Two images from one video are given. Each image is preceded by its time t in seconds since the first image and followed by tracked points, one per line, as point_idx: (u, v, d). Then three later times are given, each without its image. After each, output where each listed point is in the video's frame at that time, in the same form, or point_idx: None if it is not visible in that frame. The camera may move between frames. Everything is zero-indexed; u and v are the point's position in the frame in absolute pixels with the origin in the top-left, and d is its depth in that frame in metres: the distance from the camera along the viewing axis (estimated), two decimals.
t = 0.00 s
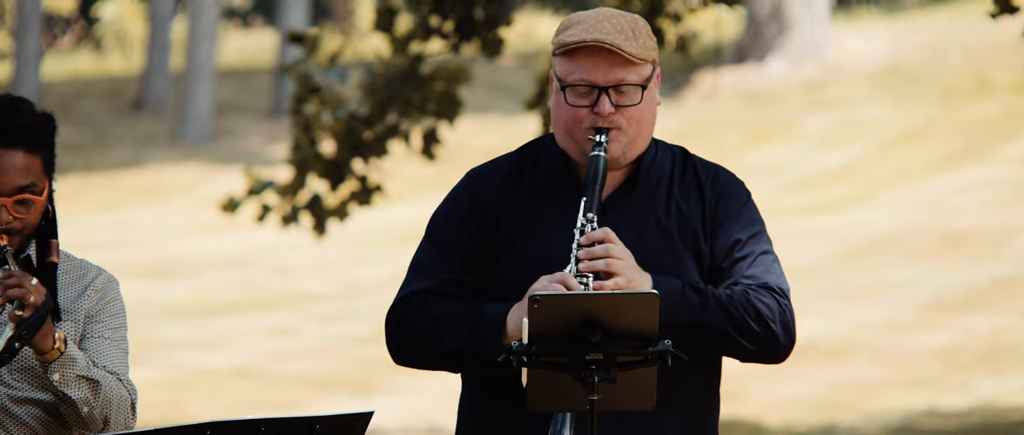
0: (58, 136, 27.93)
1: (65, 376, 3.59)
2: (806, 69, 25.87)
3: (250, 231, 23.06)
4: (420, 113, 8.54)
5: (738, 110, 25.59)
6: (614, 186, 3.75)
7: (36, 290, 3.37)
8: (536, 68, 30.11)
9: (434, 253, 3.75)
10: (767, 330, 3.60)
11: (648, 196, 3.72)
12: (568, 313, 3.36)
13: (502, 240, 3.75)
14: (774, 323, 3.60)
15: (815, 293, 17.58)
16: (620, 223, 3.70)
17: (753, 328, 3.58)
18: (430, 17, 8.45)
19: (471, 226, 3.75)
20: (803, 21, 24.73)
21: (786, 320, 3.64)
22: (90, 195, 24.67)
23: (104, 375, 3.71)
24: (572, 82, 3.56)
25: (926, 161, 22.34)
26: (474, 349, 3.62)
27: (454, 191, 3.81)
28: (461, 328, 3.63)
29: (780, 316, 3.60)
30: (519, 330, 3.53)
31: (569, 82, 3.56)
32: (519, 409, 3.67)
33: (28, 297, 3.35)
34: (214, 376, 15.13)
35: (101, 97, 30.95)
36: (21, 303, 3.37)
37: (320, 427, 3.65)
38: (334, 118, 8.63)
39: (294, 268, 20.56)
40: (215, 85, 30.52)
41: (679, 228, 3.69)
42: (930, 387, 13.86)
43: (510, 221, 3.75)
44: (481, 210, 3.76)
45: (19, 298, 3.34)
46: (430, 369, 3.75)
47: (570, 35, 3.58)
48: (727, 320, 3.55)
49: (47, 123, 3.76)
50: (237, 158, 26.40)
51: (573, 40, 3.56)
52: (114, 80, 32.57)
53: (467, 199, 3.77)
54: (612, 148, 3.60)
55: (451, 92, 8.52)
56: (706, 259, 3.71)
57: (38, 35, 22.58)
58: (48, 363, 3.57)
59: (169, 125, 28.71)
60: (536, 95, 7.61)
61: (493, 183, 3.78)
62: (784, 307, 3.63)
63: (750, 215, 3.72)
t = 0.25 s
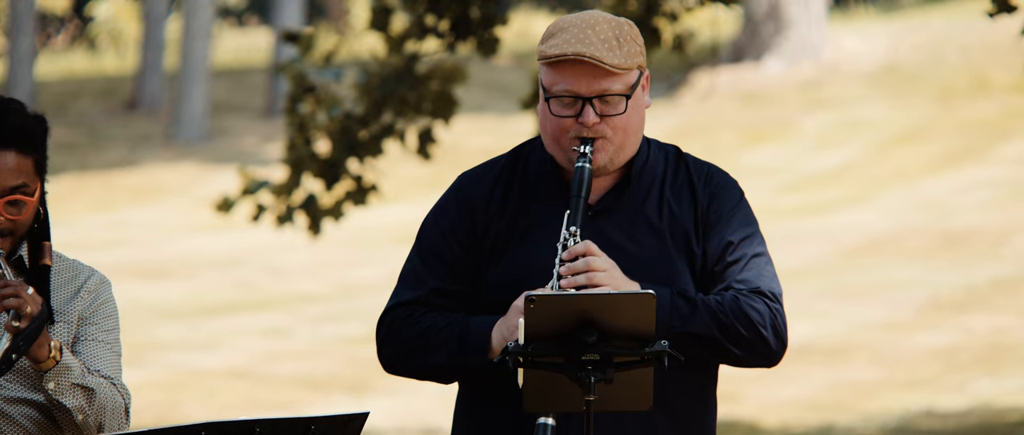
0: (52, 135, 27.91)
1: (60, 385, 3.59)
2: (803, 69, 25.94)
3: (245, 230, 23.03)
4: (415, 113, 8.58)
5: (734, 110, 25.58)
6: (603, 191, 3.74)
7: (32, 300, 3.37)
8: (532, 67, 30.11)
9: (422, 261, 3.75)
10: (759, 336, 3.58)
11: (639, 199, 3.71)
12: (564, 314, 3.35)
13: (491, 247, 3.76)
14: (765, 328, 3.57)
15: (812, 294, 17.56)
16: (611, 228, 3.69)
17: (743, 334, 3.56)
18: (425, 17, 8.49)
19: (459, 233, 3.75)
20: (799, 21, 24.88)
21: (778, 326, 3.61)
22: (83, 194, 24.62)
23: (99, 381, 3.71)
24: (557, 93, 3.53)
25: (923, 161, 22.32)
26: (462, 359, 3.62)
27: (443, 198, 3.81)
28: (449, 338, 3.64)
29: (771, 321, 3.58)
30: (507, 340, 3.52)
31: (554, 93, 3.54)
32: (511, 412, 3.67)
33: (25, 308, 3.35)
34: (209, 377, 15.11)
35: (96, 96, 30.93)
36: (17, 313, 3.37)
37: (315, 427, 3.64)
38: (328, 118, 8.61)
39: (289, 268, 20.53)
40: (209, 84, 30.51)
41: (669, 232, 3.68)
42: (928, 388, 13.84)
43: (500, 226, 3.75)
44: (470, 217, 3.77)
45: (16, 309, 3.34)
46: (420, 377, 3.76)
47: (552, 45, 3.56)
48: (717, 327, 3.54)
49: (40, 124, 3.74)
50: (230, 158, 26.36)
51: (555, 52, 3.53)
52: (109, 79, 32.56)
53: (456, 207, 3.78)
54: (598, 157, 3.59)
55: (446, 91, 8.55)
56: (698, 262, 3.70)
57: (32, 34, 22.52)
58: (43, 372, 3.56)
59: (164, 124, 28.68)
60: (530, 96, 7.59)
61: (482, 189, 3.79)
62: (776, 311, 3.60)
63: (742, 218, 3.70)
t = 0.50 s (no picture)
0: (48, 135, 27.90)
1: (56, 386, 3.57)
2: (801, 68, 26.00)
3: (242, 230, 23.01)
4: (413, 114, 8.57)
5: (732, 110, 25.57)
6: (600, 199, 3.73)
7: (27, 302, 3.35)
8: (529, 67, 30.11)
9: (417, 266, 3.74)
10: (752, 350, 3.56)
11: (636, 206, 3.70)
12: (563, 313, 3.33)
13: (487, 250, 3.74)
14: (758, 342, 3.56)
15: (811, 296, 17.54)
16: (607, 234, 3.68)
17: (735, 347, 3.54)
18: (423, 16, 8.50)
19: (455, 238, 3.74)
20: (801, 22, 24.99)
21: (772, 339, 3.60)
22: (79, 195, 24.60)
23: (95, 383, 3.69)
24: (554, 102, 3.52)
25: (922, 162, 22.30)
26: (455, 367, 3.61)
27: (440, 200, 3.80)
28: (442, 346, 3.62)
29: (765, 336, 3.56)
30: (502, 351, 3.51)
31: (552, 101, 3.52)
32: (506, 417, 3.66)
33: (19, 310, 3.33)
34: (205, 378, 15.08)
35: (92, 96, 30.93)
36: (12, 315, 3.35)
37: (312, 429, 3.62)
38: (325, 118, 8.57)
39: (286, 269, 20.50)
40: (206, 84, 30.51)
41: (666, 240, 3.67)
42: (927, 389, 13.81)
43: (496, 230, 3.73)
44: (467, 221, 3.75)
45: (10, 311, 3.32)
46: (414, 381, 3.74)
47: (550, 53, 3.55)
48: (710, 342, 3.53)
49: (33, 125, 3.72)
50: (227, 158, 26.35)
51: (553, 61, 3.52)
52: (105, 79, 32.56)
53: (453, 210, 3.77)
54: (594, 166, 3.58)
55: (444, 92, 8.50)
56: (694, 271, 3.68)
57: (28, 34, 22.40)
58: (38, 373, 3.55)
59: (160, 125, 28.66)
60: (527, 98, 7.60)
61: (480, 191, 3.77)
62: (771, 325, 3.59)
63: (739, 229, 3.69)
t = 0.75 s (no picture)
0: (44, 136, 27.90)
1: (49, 381, 3.55)
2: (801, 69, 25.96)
3: (239, 231, 23.00)
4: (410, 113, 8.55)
5: (730, 110, 25.56)
6: (600, 197, 3.72)
7: (19, 295, 3.33)
8: (527, 67, 30.12)
9: (416, 262, 3.73)
10: (750, 350, 3.55)
11: (635, 205, 3.69)
12: (559, 313, 3.31)
13: (486, 248, 3.73)
14: (757, 343, 3.55)
15: (810, 296, 17.53)
16: (606, 234, 3.67)
17: (734, 348, 3.54)
18: (421, 17, 8.55)
19: (455, 235, 3.73)
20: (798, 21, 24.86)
21: (771, 340, 3.58)
22: (76, 197, 24.61)
23: (89, 378, 3.68)
24: (554, 100, 3.51)
25: (922, 161, 22.29)
26: (453, 365, 3.60)
27: (438, 197, 3.79)
28: (440, 344, 3.61)
29: (764, 337, 3.55)
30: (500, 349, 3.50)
31: (552, 99, 3.51)
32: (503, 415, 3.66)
33: (11, 303, 3.31)
34: (203, 380, 15.07)
35: (89, 96, 30.93)
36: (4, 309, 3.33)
37: (309, 430, 3.61)
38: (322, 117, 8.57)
39: (284, 270, 20.48)
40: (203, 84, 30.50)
41: (666, 239, 3.66)
42: (927, 390, 13.80)
43: (495, 227, 3.72)
44: (465, 219, 3.74)
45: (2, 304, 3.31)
46: (411, 378, 3.73)
47: (551, 52, 3.53)
48: (709, 343, 3.53)
49: (27, 123, 3.72)
50: (225, 158, 26.34)
51: (555, 59, 3.50)
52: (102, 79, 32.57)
53: (451, 208, 3.75)
54: (595, 164, 3.57)
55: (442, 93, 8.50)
56: (693, 272, 3.67)
57: (24, 35, 22.36)
58: (31, 369, 3.53)
59: (157, 125, 28.64)
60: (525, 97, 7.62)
61: (479, 188, 3.77)
62: (770, 326, 3.57)
63: (739, 229, 3.67)
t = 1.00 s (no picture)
0: (38, 136, 27.90)
1: (41, 378, 3.54)
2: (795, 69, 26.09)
3: (235, 231, 23.00)
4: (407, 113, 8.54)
5: (727, 110, 25.56)
6: (600, 199, 3.70)
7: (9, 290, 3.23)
8: (524, 67, 30.12)
9: (414, 263, 3.71)
10: (751, 354, 3.55)
11: (635, 208, 3.68)
12: (555, 314, 3.30)
13: (486, 249, 3.72)
14: (758, 346, 3.55)
15: (807, 296, 17.52)
16: (605, 235, 3.66)
17: (734, 352, 3.53)
18: (416, 16, 8.47)
19: (454, 236, 3.72)
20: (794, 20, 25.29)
21: (770, 343, 3.58)
22: (71, 196, 24.62)
23: (81, 376, 3.66)
24: (556, 101, 3.50)
25: (919, 161, 22.28)
26: (453, 368, 3.59)
27: (436, 197, 3.78)
28: (440, 346, 3.60)
29: (764, 339, 3.55)
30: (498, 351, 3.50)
31: (553, 100, 3.50)
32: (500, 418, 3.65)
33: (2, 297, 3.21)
34: (199, 380, 15.06)
35: (84, 96, 30.93)
36: None
37: (304, 431, 3.60)
38: (318, 118, 8.57)
39: (279, 270, 20.47)
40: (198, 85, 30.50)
41: (666, 242, 3.65)
42: (923, 390, 13.80)
43: (494, 229, 3.71)
44: (465, 220, 3.73)
45: None
46: (409, 380, 3.72)
47: (554, 53, 3.52)
48: (711, 348, 3.52)
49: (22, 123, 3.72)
50: (220, 158, 26.33)
51: (557, 61, 3.50)
52: (96, 79, 32.57)
53: (451, 208, 3.74)
54: (597, 166, 3.56)
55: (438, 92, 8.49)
56: (692, 275, 3.66)
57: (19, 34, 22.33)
58: (23, 365, 3.51)
59: (152, 125, 28.63)
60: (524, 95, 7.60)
61: (478, 189, 3.76)
62: (769, 329, 3.57)
63: (738, 232, 3.67)
